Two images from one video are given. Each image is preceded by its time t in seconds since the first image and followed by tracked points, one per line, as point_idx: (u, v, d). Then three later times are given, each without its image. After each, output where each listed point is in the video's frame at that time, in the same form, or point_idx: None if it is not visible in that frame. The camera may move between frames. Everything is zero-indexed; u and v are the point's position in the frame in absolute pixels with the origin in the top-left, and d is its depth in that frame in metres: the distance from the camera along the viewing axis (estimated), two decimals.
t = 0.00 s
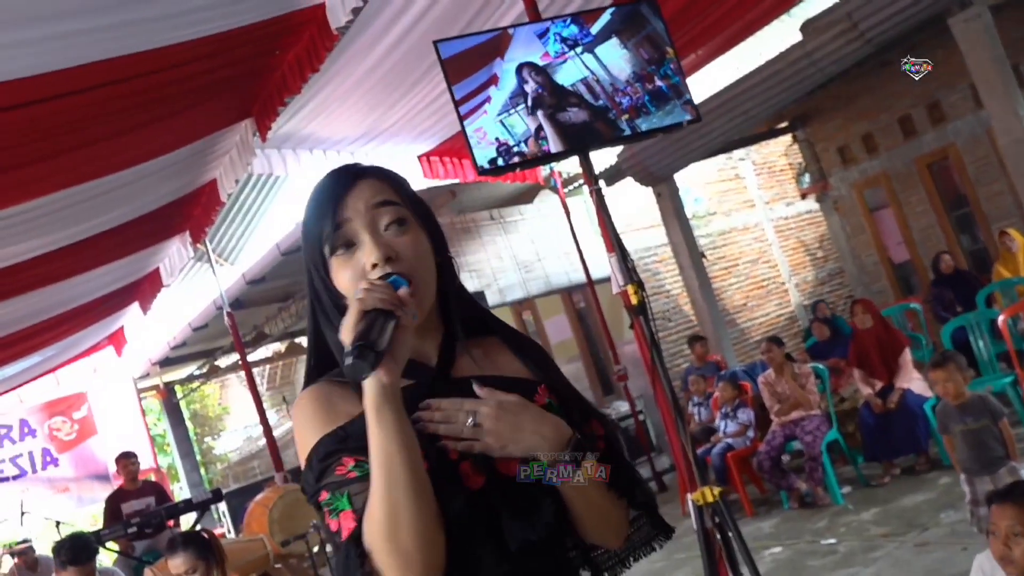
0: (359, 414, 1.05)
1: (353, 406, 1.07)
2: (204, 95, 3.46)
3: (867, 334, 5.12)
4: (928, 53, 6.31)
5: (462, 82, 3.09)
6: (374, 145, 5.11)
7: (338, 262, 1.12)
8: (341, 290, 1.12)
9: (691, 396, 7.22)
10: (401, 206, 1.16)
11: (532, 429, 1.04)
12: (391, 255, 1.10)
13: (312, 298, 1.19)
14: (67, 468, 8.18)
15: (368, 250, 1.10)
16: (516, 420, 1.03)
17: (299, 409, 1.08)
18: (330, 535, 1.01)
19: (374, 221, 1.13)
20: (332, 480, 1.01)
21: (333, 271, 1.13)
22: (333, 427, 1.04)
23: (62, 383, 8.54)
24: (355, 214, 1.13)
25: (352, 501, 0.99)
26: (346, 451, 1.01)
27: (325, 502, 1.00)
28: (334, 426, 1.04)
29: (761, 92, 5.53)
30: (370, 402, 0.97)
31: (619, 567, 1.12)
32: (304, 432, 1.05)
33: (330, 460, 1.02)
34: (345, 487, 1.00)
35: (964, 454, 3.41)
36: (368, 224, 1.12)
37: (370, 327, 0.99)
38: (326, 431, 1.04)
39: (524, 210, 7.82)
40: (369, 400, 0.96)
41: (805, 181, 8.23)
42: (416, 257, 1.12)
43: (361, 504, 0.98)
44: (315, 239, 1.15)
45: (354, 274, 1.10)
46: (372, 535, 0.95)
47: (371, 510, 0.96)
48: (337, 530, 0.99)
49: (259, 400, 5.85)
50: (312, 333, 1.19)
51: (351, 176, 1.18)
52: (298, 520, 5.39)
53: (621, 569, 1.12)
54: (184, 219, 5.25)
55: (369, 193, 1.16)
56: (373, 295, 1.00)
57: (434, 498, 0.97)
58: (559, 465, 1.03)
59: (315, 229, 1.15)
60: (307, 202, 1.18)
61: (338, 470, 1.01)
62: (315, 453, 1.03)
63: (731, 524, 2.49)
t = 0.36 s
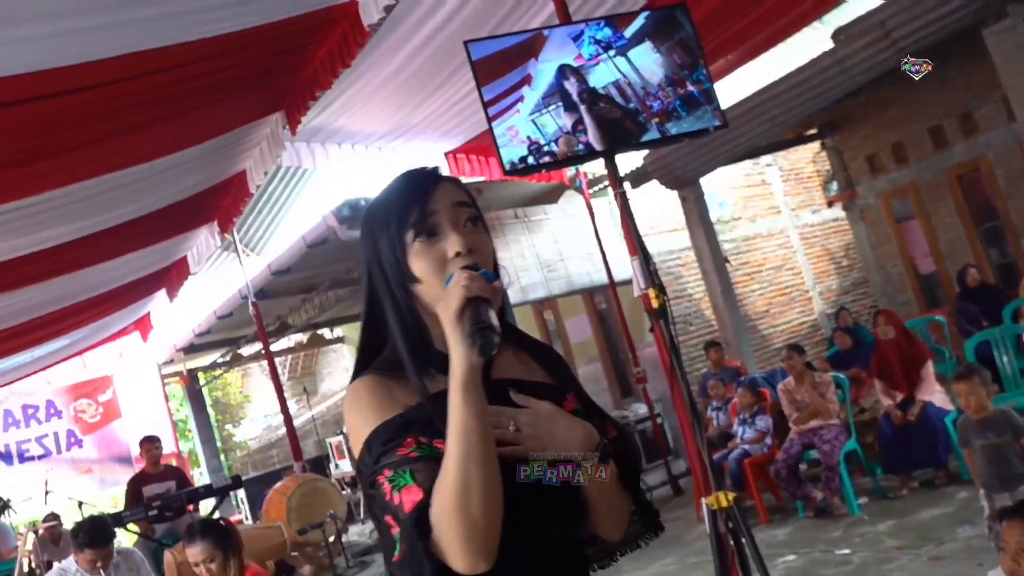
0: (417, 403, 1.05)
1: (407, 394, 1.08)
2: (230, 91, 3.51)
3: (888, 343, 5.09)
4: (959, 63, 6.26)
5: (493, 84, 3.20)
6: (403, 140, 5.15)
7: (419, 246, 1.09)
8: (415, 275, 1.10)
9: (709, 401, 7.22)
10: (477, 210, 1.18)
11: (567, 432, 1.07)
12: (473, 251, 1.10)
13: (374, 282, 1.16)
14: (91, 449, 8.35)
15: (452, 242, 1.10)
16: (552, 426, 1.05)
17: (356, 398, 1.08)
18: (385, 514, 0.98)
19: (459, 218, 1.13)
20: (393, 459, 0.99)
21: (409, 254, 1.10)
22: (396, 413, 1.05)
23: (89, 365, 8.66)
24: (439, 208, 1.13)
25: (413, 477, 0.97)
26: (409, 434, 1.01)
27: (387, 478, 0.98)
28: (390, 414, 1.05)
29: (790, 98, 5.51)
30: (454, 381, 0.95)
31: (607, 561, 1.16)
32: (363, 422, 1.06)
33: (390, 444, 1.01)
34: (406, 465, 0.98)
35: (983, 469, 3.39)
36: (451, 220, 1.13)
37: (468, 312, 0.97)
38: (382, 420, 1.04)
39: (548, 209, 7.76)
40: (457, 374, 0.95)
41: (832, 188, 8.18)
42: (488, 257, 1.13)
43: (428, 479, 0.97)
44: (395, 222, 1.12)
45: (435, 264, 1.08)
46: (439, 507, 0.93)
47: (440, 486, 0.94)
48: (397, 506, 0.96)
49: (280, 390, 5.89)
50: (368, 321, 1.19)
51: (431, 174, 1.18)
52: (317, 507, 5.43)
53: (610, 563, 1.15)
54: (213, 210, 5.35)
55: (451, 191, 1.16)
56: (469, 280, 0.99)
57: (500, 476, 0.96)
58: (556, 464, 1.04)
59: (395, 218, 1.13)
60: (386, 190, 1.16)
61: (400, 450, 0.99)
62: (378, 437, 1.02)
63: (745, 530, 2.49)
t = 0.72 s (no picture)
0: (469, 377, 1.04)
1: (459, 369, 1.07)
2: (267, 74, 3.55)
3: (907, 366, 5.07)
4: (997, 90, 6.20)
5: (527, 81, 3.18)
6: (434, 132, 5.18)
7: (481, 237, 1.09)
8: (473, 264, 1.09)
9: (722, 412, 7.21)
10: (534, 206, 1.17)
11: (602, 423, 1.12)
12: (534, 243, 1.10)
13: (428, 268, 1.15)
14: (108, 418, 8.48)
15: (513, 236, 1.10)
16: (590, 416, 1.11)
17: (410, 366, 1.06)
18: (435, 482, 0.97)
19: (519, 214, 1.12)
20: (446, 425, 0.97)
21: (470, 244, 1.09)
22: (451, 383, 1.03)
23: (110, 335, 8.78)
24: (502, 201, 1.12)
25: (469, 445, 0.95)
26: (464, 403, 0.99)
27: (440, 444, 0.96)
28: (443, 385, 1.03)
29: (825, 114, 5.48)
30: (523, 344, 0.96)
31: (607, 562, 1.19)
32: (414, 390, 1.03)
33: (445, 412, 0.99)
34: (463, 431, 0.96)
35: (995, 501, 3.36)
36: (513, 213, 1.12)
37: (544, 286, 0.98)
38: (432, 393, 1.02)
39: (573, 210, 7.78)
40: (527, 340, 0.95)
41: (861, 207, 8.12)
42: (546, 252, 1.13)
43: (484, 442, 0.95)
44: (456, 211, 1.10)
45: (497, 256, 1.08)
46: (499, 472, 0.92)
47: (502, 447, 0.93)
48: (452, 472, 0.94)
49: (296, 372, 5.93)
50: (417, 307, 1.17)
51: (490, 168, 1.17)
52: (325, 491, 5.50)
53: (608, 565, 1.18)
54: (242, 190, 5.41)
55: (511, 186, 1.15)
56: (544, 256, 1.01)
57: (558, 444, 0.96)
58: (556, 466, 0.93)
59: (457, 208, 1.11)
60: (447, 180, 1.15)
61: (455, 418, 0.97)
62: (432, 406, 1.00)
63: (749, 542, 2.50)
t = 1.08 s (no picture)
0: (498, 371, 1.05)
1: (489, 361, 1.07)
2: (309, 53, 3.58)
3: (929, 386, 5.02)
4: None
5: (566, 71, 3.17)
6: (469, 121, 5.20)
7: (530, 236, 1.10)
8: (520, 263, 1.11)
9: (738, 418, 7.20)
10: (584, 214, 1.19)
11: (618, 432, 1.16)
12: (582, 250, 1.13)
13: (473, 259, 1.16)
14: (130, 381, 8.62)
15: (564, 240, 1.12)
16: (608, 425, 1.14)
17: (443, 352, 1.06)
18: (454, 469, 0.98)
19: (572, 219, 1.14)
20: (470, 416, 0.97)
21: (519, 242, 1.11)
22: (482, 375, 1.03)
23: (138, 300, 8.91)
24: (557, 204, 1.13)
25: (493, 440, 0.95)
26: (493, 396, 0.98)
27: (465, 434, 0.96)
28: (473, 374, 1.03)
29: (863, 127, 5.42)
30: (574, 353, 0.99)
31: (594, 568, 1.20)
32: (442, 378, 1.03)
33: (472, 403, 0.98)
34: (489, 425, 0.96)
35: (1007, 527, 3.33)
36: (567, 219, 1.14)
37: (607, 300, 1.03)
38: (459, 382, 1.02)
39: (603, 207, 7.77)
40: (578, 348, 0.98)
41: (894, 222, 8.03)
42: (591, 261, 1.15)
43: (509, 439, 0.95)
44: (509, 208, 1.12)
45: (547, 256, 1.10)
46: (527, 471, 0.94)
47: (534, 444, 0.94)
48: (475, 463, 0.95)
49: (317, 349, 6.00)
50: (454, 296, 1.18)
51: (546, 169, 1.18)
52: (338, 469, 5.60)
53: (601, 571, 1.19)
54: (276, 166, 5.47)
55: (566, 190, 1.16)
56: (612, 272, 1.05)
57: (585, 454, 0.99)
58: (556, 463, 0.94)
59: (513, 204, 1.12)
60: (504, 175, 1.16)
61: (482, 411, 0.97)
62: (456, 397, 0.99)
63: (755, 551, 2.50)
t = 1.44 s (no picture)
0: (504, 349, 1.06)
1: (494, 340, 1.07)
2: (341, 21, 3.57)
3: (937, 404, 4.97)
4: None
5: (599, 51, 3.15)
6: (497, 103, 5.19)
7: (532, 211, 1.09)
8: (521, 238, 1.10)
9: (741, 420, 7.19)
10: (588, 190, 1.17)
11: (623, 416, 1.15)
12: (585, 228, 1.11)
13: (476, 235, 1.16)
14: (141, 334, 8.69)
15: (567, 216, 1.10)
16: (614, 413, 1.15)
17: (446, 330, 1.06)
18: (459, 446, 0.96)
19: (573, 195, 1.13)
20: (478, 392, 0.96)
21: (521, 217, 1.10)
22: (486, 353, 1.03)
23: (155, 255, 8.98)
24: (559, 181, 1.12)
25: (500, 415, 0.94)
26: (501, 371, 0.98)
27: (471, 410, 0.95)
28: (476, 352, 1.03)
29: (894, 138, 5.37)
30: (589, 324, 0.96)
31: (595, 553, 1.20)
32: (448, 354, 1.03)
33: (480, 378, 0.97)
34: (497, 401, 0.95)
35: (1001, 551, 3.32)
36: (569, 194, 1.13)
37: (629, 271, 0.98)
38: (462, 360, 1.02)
39: (623, 198, 7.74)
40: (595, 320, 0.95)
41: (916, 236, 7.97)
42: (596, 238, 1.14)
43: (515, 415, 0.94)
44: (511, 183, 1.10)
45: (548, 232, 1.09)
46: (535, 446, 0.92)
47: (543, 419, 0.93)
48: (481, 438, 0.94)
49: (328, 317, 6.03)
50: (457, 275, 1.18)
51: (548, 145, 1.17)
52: (340, 438, 5.61)
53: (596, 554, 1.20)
54: (301, 133, 5.48)
55: (568, 167, 1.15)
56: (629, 242, 1.00)
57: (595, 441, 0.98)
58: (558, 465, 0.92)
59: (512, 179, 1.11)
60: (504, 152, 1.15)
61: (489, 387, 0.96)
62: (464, 371, 0.99)
63: (745, 553, 2.51)
